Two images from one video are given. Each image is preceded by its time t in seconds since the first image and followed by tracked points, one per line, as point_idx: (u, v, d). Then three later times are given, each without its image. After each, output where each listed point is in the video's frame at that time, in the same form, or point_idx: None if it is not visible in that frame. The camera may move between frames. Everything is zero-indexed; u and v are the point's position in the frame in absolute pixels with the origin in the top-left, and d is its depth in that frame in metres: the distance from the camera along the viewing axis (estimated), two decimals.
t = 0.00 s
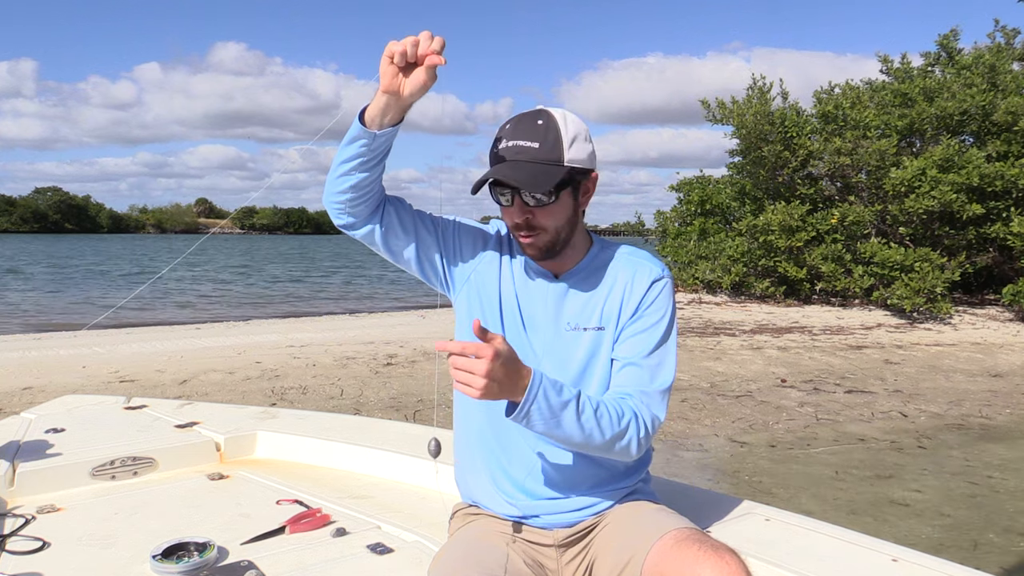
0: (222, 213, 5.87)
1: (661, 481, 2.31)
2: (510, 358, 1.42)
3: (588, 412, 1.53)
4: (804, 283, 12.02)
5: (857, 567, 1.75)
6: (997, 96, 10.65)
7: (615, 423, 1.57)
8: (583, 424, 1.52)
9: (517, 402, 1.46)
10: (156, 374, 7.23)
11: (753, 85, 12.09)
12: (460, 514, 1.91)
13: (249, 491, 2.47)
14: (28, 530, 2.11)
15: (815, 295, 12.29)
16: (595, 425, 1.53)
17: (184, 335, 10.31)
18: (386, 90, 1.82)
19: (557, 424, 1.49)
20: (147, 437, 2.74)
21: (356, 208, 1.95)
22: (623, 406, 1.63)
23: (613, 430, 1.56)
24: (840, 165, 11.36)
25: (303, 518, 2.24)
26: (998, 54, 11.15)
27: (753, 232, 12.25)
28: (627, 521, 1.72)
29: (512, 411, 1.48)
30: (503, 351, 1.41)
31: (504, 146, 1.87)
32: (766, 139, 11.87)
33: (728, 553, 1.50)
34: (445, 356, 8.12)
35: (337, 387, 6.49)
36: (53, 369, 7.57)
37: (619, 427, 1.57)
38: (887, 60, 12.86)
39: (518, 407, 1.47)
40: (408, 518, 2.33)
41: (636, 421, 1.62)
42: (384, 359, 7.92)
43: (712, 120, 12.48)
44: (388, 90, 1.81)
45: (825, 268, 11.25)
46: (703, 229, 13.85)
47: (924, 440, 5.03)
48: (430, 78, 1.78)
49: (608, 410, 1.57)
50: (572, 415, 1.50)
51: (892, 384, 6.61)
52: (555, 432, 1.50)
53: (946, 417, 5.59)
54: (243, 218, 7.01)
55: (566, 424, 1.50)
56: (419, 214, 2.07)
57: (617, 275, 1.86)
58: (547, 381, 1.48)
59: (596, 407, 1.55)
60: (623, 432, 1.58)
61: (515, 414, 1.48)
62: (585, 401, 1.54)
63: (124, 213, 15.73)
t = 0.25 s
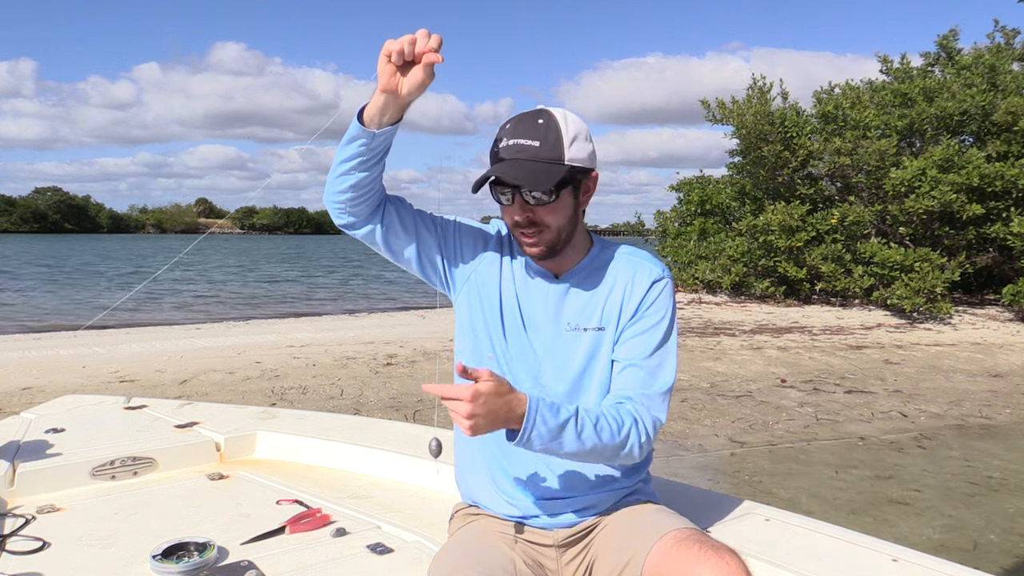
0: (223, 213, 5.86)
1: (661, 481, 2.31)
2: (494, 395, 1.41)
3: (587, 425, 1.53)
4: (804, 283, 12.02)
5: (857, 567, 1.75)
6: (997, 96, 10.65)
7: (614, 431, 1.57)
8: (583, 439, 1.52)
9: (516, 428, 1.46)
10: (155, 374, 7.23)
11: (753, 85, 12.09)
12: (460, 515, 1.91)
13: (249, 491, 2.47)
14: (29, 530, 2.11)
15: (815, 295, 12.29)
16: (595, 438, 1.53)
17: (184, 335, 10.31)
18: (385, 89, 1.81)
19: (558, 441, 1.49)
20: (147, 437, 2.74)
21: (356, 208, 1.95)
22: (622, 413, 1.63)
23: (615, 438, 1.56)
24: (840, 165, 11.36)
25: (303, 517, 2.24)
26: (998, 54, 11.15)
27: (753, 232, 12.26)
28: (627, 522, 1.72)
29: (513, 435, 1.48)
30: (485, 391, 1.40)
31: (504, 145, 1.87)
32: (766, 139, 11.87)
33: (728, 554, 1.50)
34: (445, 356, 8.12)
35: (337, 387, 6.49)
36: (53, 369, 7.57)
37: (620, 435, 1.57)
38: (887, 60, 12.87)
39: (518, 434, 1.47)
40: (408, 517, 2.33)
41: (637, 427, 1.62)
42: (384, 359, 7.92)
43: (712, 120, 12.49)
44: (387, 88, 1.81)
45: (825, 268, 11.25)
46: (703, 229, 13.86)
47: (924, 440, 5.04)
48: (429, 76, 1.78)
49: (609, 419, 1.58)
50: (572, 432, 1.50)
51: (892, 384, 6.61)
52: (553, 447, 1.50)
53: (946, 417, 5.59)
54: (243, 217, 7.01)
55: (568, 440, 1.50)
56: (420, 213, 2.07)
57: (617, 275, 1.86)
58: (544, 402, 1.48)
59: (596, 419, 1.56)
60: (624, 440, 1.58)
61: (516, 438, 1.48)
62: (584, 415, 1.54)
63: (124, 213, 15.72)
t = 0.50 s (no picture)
0: (223, 214, 5.86)
1: (661, 482, 2.31)
2: (512, 343, 1.42)
3: (593, 402, 1.53)
4: (804, 283, 12.01)
5: (857, 567, 1.75)
6: (997, 96, 10.65)
7: (618, 415, 1.57)
8: (589, 416, 1.51)
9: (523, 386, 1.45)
10: (156, 374, 7.23)
11: (753, 85, 12.09)
12: (460, 515, 1.91)
13: (248, 491, 2.47)
14: (29, 530, 2.11)
15: (815, 295, 12.29)
16: (599, 416, 1.53)
17: (184, 335, 10.31)
18: (380, 92, 1.82)
19: (563, 410, 1.49)
20: (147, 437, 2.74)
21: (352, 212, 1.95)
22: (626, 401, 1.63)
23: (616, 423, 1.56)
24: (840, 165, 11.36)
25: (303, 518, 2.24)
26: (998, 54, 11.15)
27: (753, 232, 12.26)
28: (627, 522, 1.72)
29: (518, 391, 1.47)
30: (505, 335, 1.41)
31: (512, 130, 1.86)
32: (766, 139, 11.87)
33: (727, 554, 1.50)
34: (445, 356, 8.12)
35: (337, 387, 6.49)
36: (53, 369, 7.57)
37: (621, 420, 1.57)
38: (887, 60, 12.86)
39: (525, 392, 1.46)
40: (408, 517, 2.34)
41: (639, 416, 1.62)
42: (384, 359, 7.92)
43: (712, 120, 12.49)
44: (382, 92, 1.81)
45: (825, 268, 11.25)
46: (703, 230, 13.86)
47: (924, 439, 5.04)
48: (423, 80, 1.78)
49: (613, 403, 1.57)
50: (578, 403, 1.50)
51: (892, 384, 6.61)
52: (558, 416, 1.49)
53: (946, 417, 5.59)
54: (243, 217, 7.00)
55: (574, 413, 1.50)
56: (417, 216, 2.07)
57: (618, 274, 1.86)
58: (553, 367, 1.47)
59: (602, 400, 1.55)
60: (626, 427, 1.58)
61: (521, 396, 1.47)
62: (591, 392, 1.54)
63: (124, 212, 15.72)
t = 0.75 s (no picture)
0: (223, 214, 5.86)
1: (661, 481, 2.31)
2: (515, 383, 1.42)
3: (603, 421, 1.55)
4: (804, 283, 12.01)
5: (856, 567, 1.75)
6: (997, 96, 10.65)
7: (629, 428, 1.58)
8: (600, 436, 1.53)
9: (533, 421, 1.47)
10: (155, 374, 7.23)
11: (753, 85, 12.10)
12: (460, 515, 1.91)
13: (248, 491, 2.47)
14: (28, 530, 2.11)
15: (815, 295, 12.29)
16: (611, 435, 1.55)
17: (184, 335, 10.31)
18: (379, 87, 1.81)
19: (575, 437, 1.50)
20: (147, 437, 2.74)
21: (351, 210, 1.95)
22: (636, 411, 1.64)
23: (630, 436, 1.57)
24: (840, 165, 11.36)
25: (303, 518, 2.24)
26: (998, 54, 11.15)
27: (753, 232, 12.26)
28: (627, 522, 1.72)
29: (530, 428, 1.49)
30: (506, 378, 1.41)
31: (514, 125, 1.86)
32: (766, 139, 11.87)
33: (727, 554, 1.50)
34: (445, 356, 8.12)
35: (337, 387, 6.49)
36: (54, 369, 7.57)
37: (634, 433, 1.58)
38: (887, 60, 12.86)
39: (535, 427, 1.47)
40: (407, 517, 2.33)
41: (650, 425, 1.62)
42: (384, 359, 7.92)
43: (712, 120, 12.49)
44: (381, 86, 1.81)
45: (825, 268, 11.25)
46: (703, 230, 13.86)
47: (923, 440, 5.03)
48: (423, 72, 1.78)
49: (623, 415, 1.58)
50: (588, 427, 1.52)
51: (892, 384, 6.61)
52: (571, 445, 1.52)
53: (946, 417, 5.59)
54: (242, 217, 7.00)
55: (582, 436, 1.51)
56: (416, 215, 2.07)
57: (619, 273, 1.86)
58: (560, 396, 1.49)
59: (611, 416, 1.56)
60: (639, 437, 1.59)
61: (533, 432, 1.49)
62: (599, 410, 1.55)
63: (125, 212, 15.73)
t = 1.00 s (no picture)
0: (223, 214, 5.86)
1: (661, 482, 2.31)
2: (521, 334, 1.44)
3: (600, 398, 1.54)
4: (804, 283, 12.01)
5: (857, 567, 1.75)
6: (997, 96, 10.65)
7: (624, 413, 1.58)
8: (596, 412, 1.53)
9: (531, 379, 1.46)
10: (155, 373, 7.23)
11: (753, 85, 12.09)
12: (460, 515, 1.91)
13: (248, 491, 2.47)
14: (29, 530, 2.11)
15: (814, 295, 12.29)
16: (606, 412, 1.54)
17: (184, 335, 10.30)
18: (381, 96, 1.82)
19: (570, 406, 1.49)
20: (147, 437, 2.74)
21: (351, 215, 1.95)
22: (631, 398, 1.63)
23: (623, 421, 1.57)
24: (840, 165, 11.36)
25: (303, 517, 2.24)
26: (998, 54, 11.15)
27: (753, 232, 12.26)
28: (627, 520, 1.73)
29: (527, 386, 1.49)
30: (514, 326, 1.42)
31: (521, 124, 1.86)
32: (766, 139, 11.87)
33: (729, 553, 1.50)
34: (445, 356, 8.12)
35: (337, 387, 6.48)
36: (53, 368, 7.56)
37: (627, 418, 1.58)
38: (887, 60, 12.86)
39: (532, 386, 1.47)
40: (407, 517, 2.33)
41: (645, 414, 1.62)
42: (383, 359, 7.92)
43: (711, 120, 12.49)
44: (383, 96, 1.81)
45: (825, 268, 11.25)
46: (703, 229, 13.86)
47: (923, 439, 5.03)
48: (425, 84, 1.78)
49: (619, 401, 1.58)
50: (586, 399, 1.51)
51: (892, 384, 6.61)
52: (564, 412, 1.50)
53: (946, 416, 5.59)
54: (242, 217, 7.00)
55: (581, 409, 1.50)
56: (416, 217, 2.07)
57: (619, 272, 1.87)
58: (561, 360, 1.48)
59: (608, 398, 1.56)
60: (632, 424, 1.59)
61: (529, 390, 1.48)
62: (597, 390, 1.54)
63: (125, 212, 15.72)
